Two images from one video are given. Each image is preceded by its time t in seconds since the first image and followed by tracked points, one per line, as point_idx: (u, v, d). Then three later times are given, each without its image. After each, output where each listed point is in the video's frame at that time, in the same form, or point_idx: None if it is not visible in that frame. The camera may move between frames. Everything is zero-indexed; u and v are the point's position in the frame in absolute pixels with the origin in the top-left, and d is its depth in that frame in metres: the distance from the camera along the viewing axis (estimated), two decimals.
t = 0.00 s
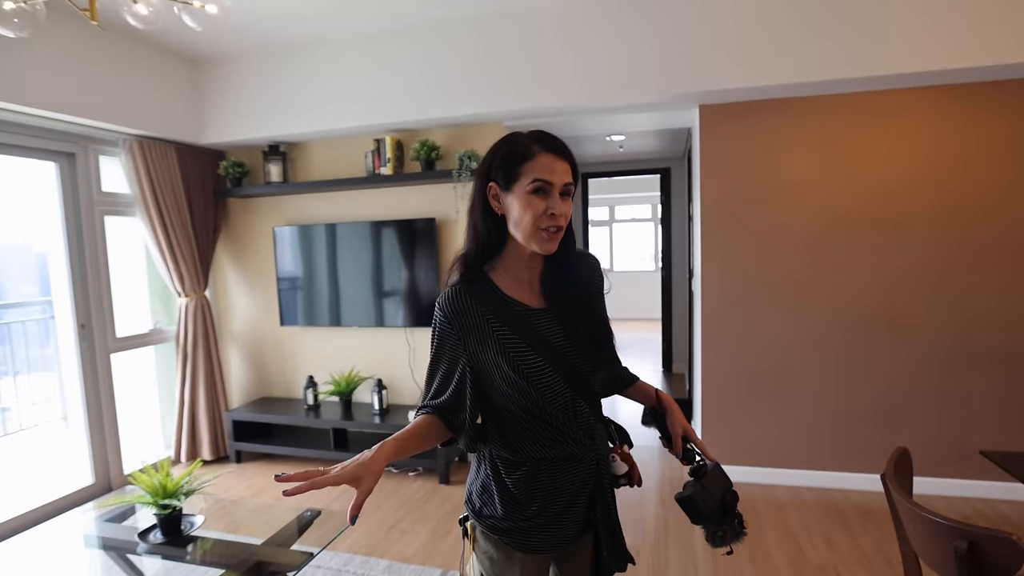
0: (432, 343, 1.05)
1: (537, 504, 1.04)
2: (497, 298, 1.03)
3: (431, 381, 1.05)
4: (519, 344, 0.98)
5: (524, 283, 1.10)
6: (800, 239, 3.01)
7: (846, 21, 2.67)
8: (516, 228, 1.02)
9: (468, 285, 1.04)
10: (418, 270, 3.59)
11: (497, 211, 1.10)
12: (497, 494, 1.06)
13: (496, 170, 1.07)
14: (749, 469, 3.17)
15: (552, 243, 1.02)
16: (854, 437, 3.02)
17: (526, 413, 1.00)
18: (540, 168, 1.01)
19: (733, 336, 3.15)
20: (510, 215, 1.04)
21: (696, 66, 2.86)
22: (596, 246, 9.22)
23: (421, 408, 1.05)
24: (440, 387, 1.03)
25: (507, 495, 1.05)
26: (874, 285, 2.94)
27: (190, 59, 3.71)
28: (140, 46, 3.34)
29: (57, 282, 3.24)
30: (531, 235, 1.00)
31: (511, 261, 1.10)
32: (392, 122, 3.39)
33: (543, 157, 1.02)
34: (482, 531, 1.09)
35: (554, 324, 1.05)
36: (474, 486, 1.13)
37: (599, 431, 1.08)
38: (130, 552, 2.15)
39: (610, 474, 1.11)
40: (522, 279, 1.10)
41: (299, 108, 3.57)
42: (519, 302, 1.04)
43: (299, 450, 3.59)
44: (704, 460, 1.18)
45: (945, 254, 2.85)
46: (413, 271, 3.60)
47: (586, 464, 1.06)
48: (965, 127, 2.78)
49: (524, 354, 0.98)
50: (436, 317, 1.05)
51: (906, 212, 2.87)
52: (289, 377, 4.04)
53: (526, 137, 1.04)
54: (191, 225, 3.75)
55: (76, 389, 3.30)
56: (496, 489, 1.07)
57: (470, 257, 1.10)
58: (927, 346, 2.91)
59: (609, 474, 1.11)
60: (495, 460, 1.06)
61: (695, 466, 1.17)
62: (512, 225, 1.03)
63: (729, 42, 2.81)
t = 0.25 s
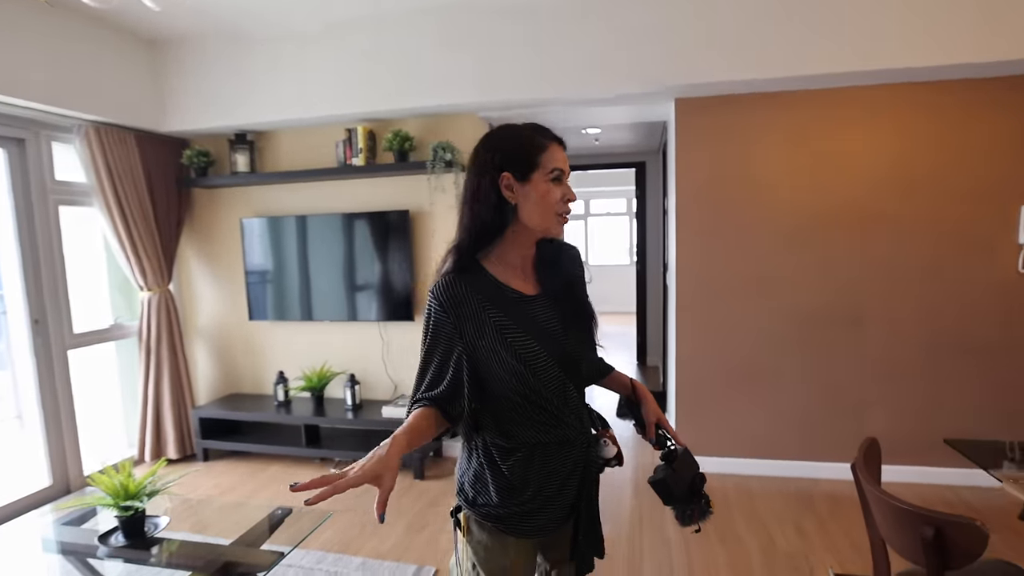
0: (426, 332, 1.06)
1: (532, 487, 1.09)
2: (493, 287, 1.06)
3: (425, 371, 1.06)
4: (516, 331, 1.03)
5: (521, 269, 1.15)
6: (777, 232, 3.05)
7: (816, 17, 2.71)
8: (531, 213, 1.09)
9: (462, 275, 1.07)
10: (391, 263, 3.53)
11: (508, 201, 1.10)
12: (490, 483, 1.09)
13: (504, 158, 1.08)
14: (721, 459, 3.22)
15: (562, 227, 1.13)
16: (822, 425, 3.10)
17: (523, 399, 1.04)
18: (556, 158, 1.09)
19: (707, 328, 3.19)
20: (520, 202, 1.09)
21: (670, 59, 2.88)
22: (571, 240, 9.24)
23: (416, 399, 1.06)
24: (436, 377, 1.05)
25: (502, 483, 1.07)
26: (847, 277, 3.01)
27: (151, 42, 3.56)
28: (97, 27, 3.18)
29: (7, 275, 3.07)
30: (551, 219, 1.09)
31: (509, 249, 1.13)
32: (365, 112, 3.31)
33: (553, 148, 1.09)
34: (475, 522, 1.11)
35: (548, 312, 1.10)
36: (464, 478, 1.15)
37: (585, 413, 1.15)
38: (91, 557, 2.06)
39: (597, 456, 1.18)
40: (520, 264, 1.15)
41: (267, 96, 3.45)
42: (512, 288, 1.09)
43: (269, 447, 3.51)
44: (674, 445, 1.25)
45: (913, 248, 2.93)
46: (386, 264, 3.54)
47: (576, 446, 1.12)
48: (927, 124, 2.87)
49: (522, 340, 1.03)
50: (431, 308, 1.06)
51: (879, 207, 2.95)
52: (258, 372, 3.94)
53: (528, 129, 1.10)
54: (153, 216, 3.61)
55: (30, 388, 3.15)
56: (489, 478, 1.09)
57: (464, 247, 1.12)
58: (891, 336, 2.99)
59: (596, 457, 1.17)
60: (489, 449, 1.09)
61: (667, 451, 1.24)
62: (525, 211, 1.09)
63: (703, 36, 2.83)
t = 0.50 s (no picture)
0: (424, 325, 1.06)
1: (532, 469, 1.14)
2: (491, 277, 1.10)
3: (425, 365, 1.05)
4: (519, 318, 1.08)
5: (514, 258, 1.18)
6: (753, 225, 3.06)
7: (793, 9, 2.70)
8: (540, 205, 1.12)
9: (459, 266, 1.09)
10: (365, 255, 3.43)
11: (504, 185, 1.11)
12: (492, 471, 1.11)
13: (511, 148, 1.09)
14: (698, 451, 3.23)
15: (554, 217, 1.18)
16: (795, 417, 3.13)
17: (525, 382, 1.10)
18: (555, 152, 1.14)
19: (684, 322, 3.18)
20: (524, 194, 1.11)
21: (648, 49, 2.84)
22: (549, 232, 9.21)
23: (416, 393, 1.05)
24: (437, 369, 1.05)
25: (506, 468, 1.11)
26: (820, 270, 3.03)
27: (107, 23, 3.37)
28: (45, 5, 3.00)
29: None
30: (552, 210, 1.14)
31: (503, 237, 1.16)
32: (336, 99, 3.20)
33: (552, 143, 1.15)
34: (475, 512, 1.12)
35: (541, 297, 1.17)
36: (458, 472, 1.14)
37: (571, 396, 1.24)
38: (40, 567, 1.94)
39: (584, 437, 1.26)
40: (513, 254, 1.18)
41: (233, 81, 3.31)
42: (508, 275, 1.13)
43: (237, 446, 3.40)
44: (641, 432, 1.24)
45: (886, 241, 2.97)
46: (360, 257, 3.44)
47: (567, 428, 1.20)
48: (899, 118, 2.90)
49: (525, 327, 1.08)
50: (429, 300, 1.06)
51: (853, 200, 2.97)
52: (226, 369, 3.81)
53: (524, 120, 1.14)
54: (111, 207, 3.44)
55: None
56: (490, 467, 1.11)
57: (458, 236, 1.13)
58: (863, 329, 3.03)
59: (583, 435, 1.25)
60: (490, 437, 1.11)
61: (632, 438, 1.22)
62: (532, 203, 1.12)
63: (681, 27, 2.80)
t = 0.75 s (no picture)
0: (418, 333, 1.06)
1: (511, 469, 1.17)
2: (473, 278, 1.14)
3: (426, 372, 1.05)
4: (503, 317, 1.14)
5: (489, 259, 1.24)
6: (721, 223, 3.07)
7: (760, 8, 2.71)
8: (470, 201, 1.16)
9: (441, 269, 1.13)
10: (327, 251, 3.29)
11: (451, 188, 1.23)
12: (469, 474, 1.13)
13: (448, 150, 1.20)
14: (667, 450, 3.22)
15: (504, 211, 1.16)
16: (761, 415, 3.16)
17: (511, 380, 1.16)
18: (488, 144, 1.16)
19: (653, 321, 3.17)
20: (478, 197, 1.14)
21: (618, 44, 2.81)
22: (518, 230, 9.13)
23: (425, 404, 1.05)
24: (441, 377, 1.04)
25: (484, 471, 1.13)
26: (786, 269, 3.06)
27: None
28: None
29: None
30: (483, 206, 1.14)
31: (472, 236, 1.23)
32: (295, 87, 3.04)
33: (495, 136, 1.17)
34: (450, 514, 1.15)
35: (519, 294, 1.23)
36: (432, 476, 1.15)
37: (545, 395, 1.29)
38: None
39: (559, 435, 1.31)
40: (487, 255, 1.24)
41: (183, 65, 3.11)
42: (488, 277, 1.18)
43: (189, 453, 3.21)
44: (595, 444, 1.38)
45: (849, 240, 3.01)
46: (323, 252, 3.30)
47: (544, 426, 1.24)
48: (861, 118, 2.95)
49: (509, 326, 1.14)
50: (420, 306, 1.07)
51: (818, 199, 3.01)
52: (176, 371, 3.60)
53: (473, 118, 1.20)
54: (47, 198, 3.19)
55: None
56: (467, 471, 1.12)
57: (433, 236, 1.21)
58: (827, 327, 3.07)
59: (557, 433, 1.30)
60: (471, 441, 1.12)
61: (588, 450, 1.37)
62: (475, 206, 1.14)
63: (651, 22, 2.78)
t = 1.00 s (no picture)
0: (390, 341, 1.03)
1: (488, 481, 1.11)
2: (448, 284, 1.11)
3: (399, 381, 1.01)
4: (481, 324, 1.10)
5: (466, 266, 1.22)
6: (697, 221, 3.04)
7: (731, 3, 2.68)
8: (444, 212, 1.13)
9: (416, 274, 1.09)
10: (293, 254, 3.17)
11: (427, 195, 1.19)
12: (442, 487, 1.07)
13: (423, 155, 1.16)
14: (645, 451, 3.19)
15: (480, 223, 1.12)
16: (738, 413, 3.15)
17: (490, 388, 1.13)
18: (462, 154, 1.12)
19: (630, 321, 3.13)
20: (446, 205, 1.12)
21: (589, 39, 2.75)
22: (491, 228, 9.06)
23: (400, 416, 1.02)
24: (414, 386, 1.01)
25: (459, 484, 1.08)
26: (762, 266, 3.05)
27: None
28: None
29: None
30: (457, 218, 1.11)
31: (448, 243, 1.19)
32: (255, 83, 2.91)
33: (472, 144, 1.13)
34: (424, 530, 1.09)
35: (497, 301, 1.20)
36: (406, 491, 1.09)
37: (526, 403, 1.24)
38: None
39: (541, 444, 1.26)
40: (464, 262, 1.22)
41: (134, 61, 2.95)
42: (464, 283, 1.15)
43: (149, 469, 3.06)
44: (562, 466, 1.30)
45: (822, 237, 3.01)
46: (288, 256, 3.17)
47: (525, 436, 1.19)
48: (832, 115, 2.95)
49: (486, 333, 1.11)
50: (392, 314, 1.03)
51: (792, 196, 3.00)
52: (134, 383, 3.43)
53: (451, 122, 1.16)
54: None
55: None
56: (441, 485, 1.06)
57: (407, 241, 1.18)
58: (802, 324, 3.07)
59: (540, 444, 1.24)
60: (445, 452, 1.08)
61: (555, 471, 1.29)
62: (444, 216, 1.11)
63: (622, 17, 2.72)
